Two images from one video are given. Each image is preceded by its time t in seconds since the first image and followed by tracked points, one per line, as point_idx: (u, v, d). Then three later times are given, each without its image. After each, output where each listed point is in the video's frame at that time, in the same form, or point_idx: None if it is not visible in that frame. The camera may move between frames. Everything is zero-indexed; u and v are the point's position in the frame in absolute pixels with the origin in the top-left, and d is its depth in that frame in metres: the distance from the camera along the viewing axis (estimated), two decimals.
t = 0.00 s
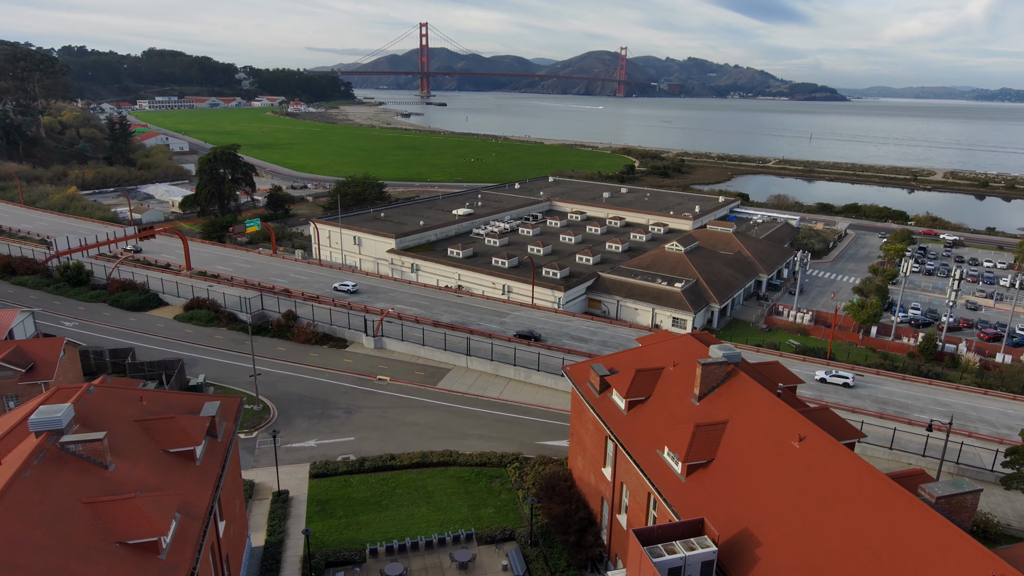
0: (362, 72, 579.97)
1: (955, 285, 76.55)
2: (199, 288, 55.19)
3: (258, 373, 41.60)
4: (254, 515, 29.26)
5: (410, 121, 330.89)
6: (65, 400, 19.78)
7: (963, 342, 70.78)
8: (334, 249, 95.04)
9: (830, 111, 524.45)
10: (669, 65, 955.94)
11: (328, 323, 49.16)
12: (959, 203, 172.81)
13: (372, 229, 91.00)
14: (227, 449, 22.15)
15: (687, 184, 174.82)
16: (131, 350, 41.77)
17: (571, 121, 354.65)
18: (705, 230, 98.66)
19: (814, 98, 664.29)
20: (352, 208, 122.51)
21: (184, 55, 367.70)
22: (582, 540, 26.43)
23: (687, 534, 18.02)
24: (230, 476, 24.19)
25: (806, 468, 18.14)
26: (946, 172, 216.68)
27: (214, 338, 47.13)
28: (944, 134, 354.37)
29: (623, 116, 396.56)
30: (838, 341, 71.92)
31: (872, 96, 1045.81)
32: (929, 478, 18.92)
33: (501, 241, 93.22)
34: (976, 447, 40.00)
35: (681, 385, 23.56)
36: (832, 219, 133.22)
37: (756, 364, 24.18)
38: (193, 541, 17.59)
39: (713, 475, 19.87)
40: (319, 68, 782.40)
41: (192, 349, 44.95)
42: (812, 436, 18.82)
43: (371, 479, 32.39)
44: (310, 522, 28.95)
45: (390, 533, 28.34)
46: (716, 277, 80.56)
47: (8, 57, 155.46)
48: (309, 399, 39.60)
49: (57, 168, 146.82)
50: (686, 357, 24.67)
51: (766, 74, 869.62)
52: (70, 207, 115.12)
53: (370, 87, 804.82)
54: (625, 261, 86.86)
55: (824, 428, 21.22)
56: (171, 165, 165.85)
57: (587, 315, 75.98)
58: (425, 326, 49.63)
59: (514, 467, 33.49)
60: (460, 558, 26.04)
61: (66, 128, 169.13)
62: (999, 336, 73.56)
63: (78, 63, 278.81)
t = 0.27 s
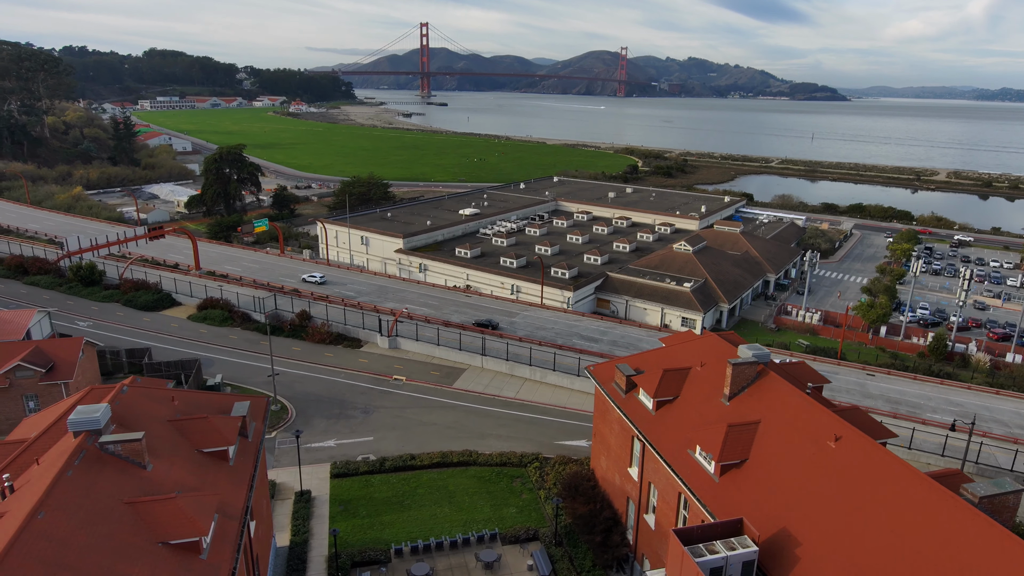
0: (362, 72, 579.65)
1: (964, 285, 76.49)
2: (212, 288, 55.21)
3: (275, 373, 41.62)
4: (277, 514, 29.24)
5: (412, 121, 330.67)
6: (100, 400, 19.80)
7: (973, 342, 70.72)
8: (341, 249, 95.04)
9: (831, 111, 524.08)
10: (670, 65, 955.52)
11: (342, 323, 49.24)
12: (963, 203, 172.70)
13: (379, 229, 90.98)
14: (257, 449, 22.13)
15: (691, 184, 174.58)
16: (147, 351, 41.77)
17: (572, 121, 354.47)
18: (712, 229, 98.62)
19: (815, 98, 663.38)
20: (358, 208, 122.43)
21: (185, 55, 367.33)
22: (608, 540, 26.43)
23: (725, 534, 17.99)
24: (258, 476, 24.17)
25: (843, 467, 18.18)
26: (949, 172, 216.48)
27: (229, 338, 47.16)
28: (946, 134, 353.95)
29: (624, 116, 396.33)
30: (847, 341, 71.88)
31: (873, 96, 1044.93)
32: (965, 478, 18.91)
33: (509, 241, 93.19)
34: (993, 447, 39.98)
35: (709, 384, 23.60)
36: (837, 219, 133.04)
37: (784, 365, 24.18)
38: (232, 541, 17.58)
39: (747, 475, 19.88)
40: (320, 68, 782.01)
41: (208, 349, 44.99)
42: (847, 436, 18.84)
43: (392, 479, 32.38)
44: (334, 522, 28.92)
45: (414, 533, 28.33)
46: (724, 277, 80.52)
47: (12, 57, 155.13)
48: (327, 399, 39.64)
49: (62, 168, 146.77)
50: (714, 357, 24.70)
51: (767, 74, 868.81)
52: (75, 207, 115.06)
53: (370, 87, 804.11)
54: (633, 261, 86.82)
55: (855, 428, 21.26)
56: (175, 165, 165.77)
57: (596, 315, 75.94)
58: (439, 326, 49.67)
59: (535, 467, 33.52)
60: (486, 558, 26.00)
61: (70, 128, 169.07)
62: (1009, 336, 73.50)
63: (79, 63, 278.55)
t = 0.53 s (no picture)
0: (363, 72, 579.06)
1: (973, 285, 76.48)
2: (224, 287, 55.24)
3: (292, 373, 41.67)
4: (301, 514, 29.25)
5: (413, 121, 330.44)
6: (135, 399, 19.82)
7: (982, 342, 70.69)
8: (348, 249, 95.03)
9: (832, 111, 523.70)
10: (670, 65, 954.66)
11: (356, 323, 49.31)
12: (966, 202, 172.60)
13: (386, 229, 90.97)
14: (288, 449, 22.13)
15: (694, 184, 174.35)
16: (163, 351, 41.77)
17: (574, 121, 354.17)
18: (719, 229, 98.57)
19: (816, 97, 662.77)
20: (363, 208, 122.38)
21: (186, 55, 366.88)
22: (633, 539, 26.51)
23: (764, 533, 18.01)
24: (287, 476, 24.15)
25: (880, 466, 18.20)
26: (951, 172, 216.22)
27: (243, 338, 47.21)
28: (948, 134, 353.63)
29: (625, 116, 396.04)
30: (856, 341, 71.86)
31: (873, 96, 1044.25)
32: (1000, 478, 18.95)
33: (516, 241, 93.16)
34: (1010, 447, 39.93)
35: (738, 384, 23.65)
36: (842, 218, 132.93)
37: (812, 365, 24.22)
38: (271, 542, 17.60)
39: (781, 474, 19.91)
40: (320, 68, 781.51)
41: (223, 348, 45.03)
42: (883, 436, 18.86)
43: (413, 479, 32.40)
44: (357, 522, 28.93)
45: (438, 533, 28.34)
46: (732, 277, 80.51)
47: (18, 58, 155.82)
48: (344, 399, 39.70)
49: (66, 168, 146.73)
50: (741, 357, 24.73)
51: (767, 74, 868.20)
52: (81, 207, 115.06)
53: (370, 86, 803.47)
54: (640, 261, 86.79)
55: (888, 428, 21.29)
56: (179, 165, 165.70)
57: (605, 314, 75.93)
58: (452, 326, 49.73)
59: (555, 467, 33.55)
60: (511, 557, 26.01)
61: (74, 128, 169.05)
62: (1018, 336, 73.47)
63: (81, 62, 278.20)
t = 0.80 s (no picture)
0: (363, 72, 578.62)
1: (981, 285, 76.47)
2: (236, 288, 55.23)
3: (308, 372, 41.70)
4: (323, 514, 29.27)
5: (415, 121, 330.18)
6: (168, 399, 19.85)
7: (992, 341, 70.66)
8: (355, 249, 95.00)
9: (833, 111, 523.54)
10: (671, 65, 954.36)
11: (370, 323, 49.37)
12: (970, 202, 172.54)
13: (394, 229, 90.96)
14: (318, 449, 22.15)
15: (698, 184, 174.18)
16: (180, 350, 41.76)
17: (575, 121, 353.86)
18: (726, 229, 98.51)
19: (817, 97, 662.43)
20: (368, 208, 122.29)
21: (186, 55, 366.37)
22: (658, 539, 26.53)
23: (801, 532, 18.05)
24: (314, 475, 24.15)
25: (916, 465, 18.19)
26: (954, 172, 216.01)
27: (257, 338, 47.23)
28: (949, 133, 353.44)
29: (626, 116, 395.66)
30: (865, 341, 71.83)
31: (874, 96, 1043.81)
32: None
33: (523, 241, 93.09)
34: None
35: (765, 383, 23.71)
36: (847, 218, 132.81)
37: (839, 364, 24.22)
38: (308, 541, 17.62)
39: (814, 474, 19.94)
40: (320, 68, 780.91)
41: (238, 348, 45.03)
42: (917, 435, 18.87)
43: (433, 479, 32.42)
44: (380, 522, 28.93)
45: (461, 533, 28.35)
46: (741, 277, 80.50)
47: (22, 59, 155.22)
48: (361, 399, 39.73)
49: (70, 168, 146.61)
50: (768, 356, 24.77)
51: (768, 73, 867.77)
52: (87, 206, 114.98)
53: (371, 86, 802.90)
54: (648, 261, 86.77)
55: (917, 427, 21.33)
56: (182, 165, 165.59)
57: (613, 314, 75.94)
58: (466, 326, 49.78)
59: (574, 467, 33.59)
60: (536, 557, 26.00)
61: (77, 128, 168.89)
62: None
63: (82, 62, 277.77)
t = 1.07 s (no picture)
0: (363, 71, 578.46)
1: (989, 285, 76.52)
2: (247, 288, 55.25)
3: (324, 372, 41.72)
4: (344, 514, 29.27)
5: (416, 121, 330.04)
6: (199, 399, 19.89)
7: (1000, 341, 70.67)
8: (362, 249, 95.07)
9: (834, 110, 523.56)
10: (671, 65, 954.23)
11: (382, 323, 49.47)
12: (973, 202, 172.60)
13: (401, 229, 91.00)
14: (346, 448, 22.19)
15: (701, 184, 174.04)
16: (195, 350, 41.83)
17: (577, 121, 353.58)
18: (732, 229, 98.51)
19: (817, 97, 662.32)
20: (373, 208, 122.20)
21: (187, 55, 365.72)
22: (681, 538, 26.51)
23: (835, 530, 18.07)
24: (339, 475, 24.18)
25: (949, 463, 18.21)
26: (957, 172, 215.91)
27: (270, 337, 47.30)
28: (951, 133, 353.44)
29: (628, 115, 395.37)
30: (874, 341, 71.86)
31: (874, 96, 1043.59)
32: None
33: (530, 240, 93.09)
34: None
35: (790, 383, 23.76)
36: (851, 218, 132.78)
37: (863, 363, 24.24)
38: (343, 541, 17.67)
39: (844, 473, 19.99)
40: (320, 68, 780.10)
41: (252, 348, 45.09)
42: (948, 434, 18.91)
43: (452, 478, 32.47)
44: (401, 522, 28.96)
45: (482, 532, 28.38)
46: (748, 277, 80.53)
47: (26, 58, 153.25)
48: (376, 399, 39.80)
49: (75, 168, 146.52)
50: (791, 356, 24.83)
51: (767, 73, 867.76)
52: (92, 207, 115.06)
53: (371, 86, 801.71)
54: (655, 261, 86.77)
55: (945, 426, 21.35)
56: (186, 165, 165.59)
57: (621, 314, 75.93)
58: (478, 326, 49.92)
59: (592, 466, 33.64)
60: (559, 556, 26.00)
61: (81, 128, 168.94)
62: None
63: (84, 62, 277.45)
